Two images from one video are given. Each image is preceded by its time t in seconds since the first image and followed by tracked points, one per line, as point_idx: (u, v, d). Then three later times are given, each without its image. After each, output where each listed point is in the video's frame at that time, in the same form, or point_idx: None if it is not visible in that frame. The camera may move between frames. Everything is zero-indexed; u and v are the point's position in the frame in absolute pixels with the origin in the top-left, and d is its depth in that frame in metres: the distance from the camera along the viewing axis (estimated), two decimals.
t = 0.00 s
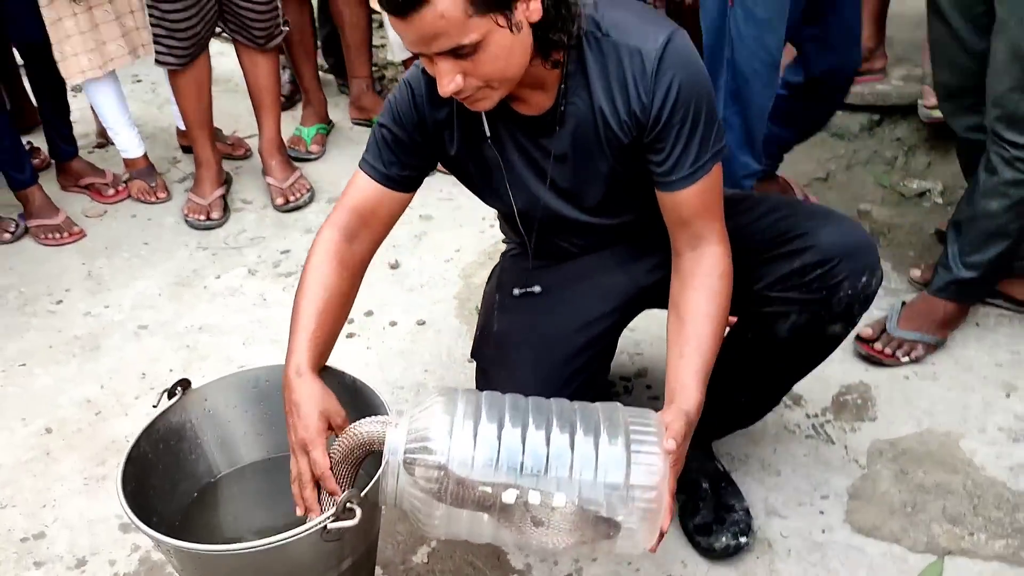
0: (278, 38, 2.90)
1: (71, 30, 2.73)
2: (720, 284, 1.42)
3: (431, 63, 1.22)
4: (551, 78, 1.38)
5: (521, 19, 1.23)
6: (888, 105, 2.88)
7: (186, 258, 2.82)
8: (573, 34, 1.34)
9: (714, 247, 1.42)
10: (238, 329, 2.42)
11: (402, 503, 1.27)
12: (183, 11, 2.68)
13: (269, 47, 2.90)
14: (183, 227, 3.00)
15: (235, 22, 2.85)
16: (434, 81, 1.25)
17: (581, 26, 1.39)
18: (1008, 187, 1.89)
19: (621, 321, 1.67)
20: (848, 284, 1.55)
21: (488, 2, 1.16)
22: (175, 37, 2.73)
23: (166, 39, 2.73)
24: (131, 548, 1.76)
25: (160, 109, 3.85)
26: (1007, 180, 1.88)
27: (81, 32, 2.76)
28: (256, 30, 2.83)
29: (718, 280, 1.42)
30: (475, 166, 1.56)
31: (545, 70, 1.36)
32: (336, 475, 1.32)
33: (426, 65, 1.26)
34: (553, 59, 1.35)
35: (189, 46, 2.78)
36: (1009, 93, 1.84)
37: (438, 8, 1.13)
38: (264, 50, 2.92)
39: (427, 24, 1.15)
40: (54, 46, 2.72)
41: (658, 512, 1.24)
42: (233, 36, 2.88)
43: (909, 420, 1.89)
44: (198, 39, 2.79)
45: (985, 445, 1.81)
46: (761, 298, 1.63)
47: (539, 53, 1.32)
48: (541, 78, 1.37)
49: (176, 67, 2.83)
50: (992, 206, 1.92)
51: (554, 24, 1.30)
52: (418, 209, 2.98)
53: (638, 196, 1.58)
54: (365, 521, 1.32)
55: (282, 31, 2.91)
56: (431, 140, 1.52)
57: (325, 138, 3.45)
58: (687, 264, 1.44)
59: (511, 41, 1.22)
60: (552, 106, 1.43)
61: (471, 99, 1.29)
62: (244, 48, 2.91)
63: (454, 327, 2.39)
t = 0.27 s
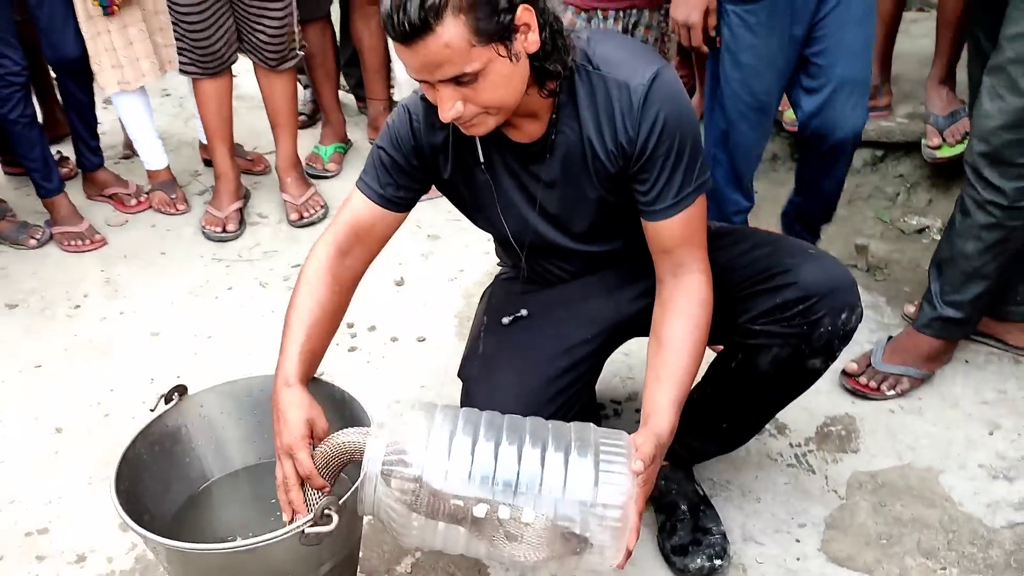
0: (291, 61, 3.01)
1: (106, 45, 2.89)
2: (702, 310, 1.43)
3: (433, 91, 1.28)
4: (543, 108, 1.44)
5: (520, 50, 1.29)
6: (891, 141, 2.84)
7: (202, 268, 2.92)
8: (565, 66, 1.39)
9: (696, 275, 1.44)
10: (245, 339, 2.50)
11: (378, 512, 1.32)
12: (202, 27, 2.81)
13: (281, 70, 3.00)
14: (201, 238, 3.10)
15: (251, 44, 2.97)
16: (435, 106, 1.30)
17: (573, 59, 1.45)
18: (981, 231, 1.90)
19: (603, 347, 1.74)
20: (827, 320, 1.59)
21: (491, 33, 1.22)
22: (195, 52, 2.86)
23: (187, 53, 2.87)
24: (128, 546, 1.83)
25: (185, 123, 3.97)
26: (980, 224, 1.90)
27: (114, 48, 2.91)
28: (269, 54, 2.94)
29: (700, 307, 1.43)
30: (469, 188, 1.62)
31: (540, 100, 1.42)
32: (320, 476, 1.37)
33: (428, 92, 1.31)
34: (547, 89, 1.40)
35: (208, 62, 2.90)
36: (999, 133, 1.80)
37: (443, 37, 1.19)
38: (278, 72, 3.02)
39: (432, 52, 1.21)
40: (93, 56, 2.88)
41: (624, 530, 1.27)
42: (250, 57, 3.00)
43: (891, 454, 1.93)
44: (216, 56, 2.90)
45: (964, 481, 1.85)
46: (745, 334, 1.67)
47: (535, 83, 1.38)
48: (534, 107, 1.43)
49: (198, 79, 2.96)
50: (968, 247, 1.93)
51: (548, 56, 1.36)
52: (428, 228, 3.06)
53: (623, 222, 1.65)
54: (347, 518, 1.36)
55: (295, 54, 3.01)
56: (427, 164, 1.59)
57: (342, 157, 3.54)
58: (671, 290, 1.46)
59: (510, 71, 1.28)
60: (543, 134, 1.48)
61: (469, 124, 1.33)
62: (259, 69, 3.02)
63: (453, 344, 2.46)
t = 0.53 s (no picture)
0: (303, 56, 3.05)
1: (126, 35, 2.96)
2: (701, 301, 1.46)
3: (439, 87, 1.32)
4: (547, 104, 1.47)
5: (524, 48, 1.32)
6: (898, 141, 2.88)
7: (214, 256, 2.96)
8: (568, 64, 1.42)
9: (696, 267, 1.47)
10: (256, 325, 2.54)
11: (383, 490, 1.35)
12: (216, 19, 2.86)
13: (293, 63, 3.04)
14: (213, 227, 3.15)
15: (265, 37, 3.01)
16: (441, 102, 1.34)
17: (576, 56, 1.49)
18: (978, 249, 1.84)
19: (604, 339, 1.78)
20: (827, 311, 1.62)
21: (496, 32, 1.26)
22: (209, 44, 2.91)
23: (201, 45, 2.91)
24: (139, 524, 1.88)
25: (200, 113, 4.03)
26: (973, 243, 1.85)
27: (133, 39, 2.98)
28: (282, 48, 2.98)
29: (700, 298, 1.46)
30: (473, 181, 1.66)
31: (543, 97, 1.45)
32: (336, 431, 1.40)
33: (434, 90, 1.34)
34: (550, 85, 1.44)
35: (222, 54, 2.94)
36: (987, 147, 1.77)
37: (447, 37, 1.23)
38: (291, 66, 3.06)
39: (437, 51, 1.24)
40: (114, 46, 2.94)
41: (620, 512, 1.30)
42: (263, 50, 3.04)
43: (888, 449, 1.96)
44: (230, 48, 2.95)
45: (959, 476, 1.88)
46: (745, 326, 1.70)
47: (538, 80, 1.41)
48: (537, 104, 1.46)
49: (213, 72, 3.01)
50: (972, 270, 1.87)
51: (551, 54, 1.40)
52: (436, 221, 3.10)
53: (624, 217, 1.68)
54: (349, 504, 1.41)
55: (308, 49, 3.06)
56: (432, 157, 1.63)
57: (354, 149, 3.58)
58: (671, 281, 1.49)
59: (515, 69, 1.31)
60: (546, 128, 1.52)
61: (475, 120, 1.36)
62: (272, 62, 3.06)
63: (459, 335, 2.50)
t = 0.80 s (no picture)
0: (310, 57, 3.09)
1: (136, 37, 2.98)
2: (701, 300, 1.50)
3: (449, 92, 1.36)
4: (553, 108, 1.51)
5: (532, 53, 1.36)
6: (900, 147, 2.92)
7: (221, 252, 3.00)
8: (574, 69, 1.46)
9: (697, 266, 1.52)
10: (263, 321, 2.58)
11: (393, 481, 1.39)
12: (225, 19, 2.89)
13: (300, 64, 3.08)
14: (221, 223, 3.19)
15: (273, 38, 3.05)
16: (451, 106, 1.38)
17: (582, 61, 1.52)
18: (1014, 294, 1.74)
19: (607, 338, 1.82)
20: (823, 312, 1.66)
21: (505, 37, 1.30)
22: (218, 44, 2.95)
23: (210, 44, 2.95)
24: (150, 514, 1.92)
25: (207, 111, 4.06)
26: (1011, 288, 1.75)
27: (144, 39, 3.00)
28: (290, 49, 3.02)
29: (701, 298, 1.50)
30: (479, 182, 1.70)
31: (550, 100, 1.49)
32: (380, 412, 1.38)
33: (444, 94, 1.38)
34: (557, 89, 1.48)
35: (230, 53, 2.98)
36: (1003, 183, 1.73)
37: (458, 42, 1.26)
38: (298, 67, 3.10)
39: (449, 57, 1.28)
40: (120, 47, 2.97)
41: (624, 504, 1.33)
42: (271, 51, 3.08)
43: (884, 448, 2.00)
44: (238, 48, 2.98)
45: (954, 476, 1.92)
46: (743, 327, 1.74)
47: (545, 84, 1.45)
48: (544, 107, 1.50)
49: (222, 70, 3.05)
50: (1006, 317, 1.76)
51: (558, 59, 1.43)
52: (441, 220, 3.14)
53: (626, 218, 1.72)
54: (361, 493, 1.45)
55: (315, 51, 3.09)
56: (439, 158, 1.67)
57: (359, 148, 3.62)
58: (673, 281, 1.53)
59: (523, 73, 1.35)
60: (552, 131, 1.56)
61: (484, 123, 1.40)
62: (280, 63, 3.10)
63: (463, 332, 2.54)
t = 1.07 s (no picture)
0: (306, 62, 3.12)
1: (135, 40, 3.02)
2: (696, 306, 1.55)
3: (452, 104, 1.40)
4: (551, 120, 1.56)
5: (532, 66, 1.41)
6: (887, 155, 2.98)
7: (220, 252, 3.03)
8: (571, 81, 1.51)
9: (691, 273, 1.57)
10: (262, 321, 2.62)
11: (396, 480, 1.42)
12: (223, 22, 2.92)
13: (296, 69, 3.11)
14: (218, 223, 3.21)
15: (270, 43, 3.08)
16: (453, 117, 1.43)
17: (578, 74, 1.57)
18: (1005, 310, 1.78)
19: (603, 340, 1.87)
20: (814, 316, 1.72)
21: (507, 51, 1.35)
22: (215, 47, 2.97)
23: (208, 47, 2.98)
24: (154, 510, 1.95)
25: (203, 112, 4.09)
26: (1001, 302, 1.79)
27: (144, 42, 3.03)
28: (286, 53, 3.05)
29: (695, 303, 1.55)
30: (477, 192, 1.74)
31: (548, 112, 1.53)
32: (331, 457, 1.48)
33: (445, 105, 1.43)
34: (555, 102, 1.53)
35: (227, 56, 3.01)
36: (999, 205, 1.75)
37: (461, 56, 1.31)
38: (295, 71, 3.13)
39: (452, 71, 1.33)
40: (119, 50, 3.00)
41: (622, 502, 1.39)
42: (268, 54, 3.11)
43: (870, 448, 2.06)
44: (236, 51, 3.01)
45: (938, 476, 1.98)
46: (736, 331, 1.80)
47: (544, 96, 1.49)
48: (542, 119, 1.54)
49: (219, 73, 3.07)
50: (997, 327, 1.80)
51: (556, 72, 1.48)
52: (437, 222, 3.18)
53: (622, 226, 1.77)
54: (366, 490, 1.50)
55: (311, 56, 3.13)
56: (438, 170, 1.71)
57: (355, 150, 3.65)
58: (668, 287, 1.58)
59: (523, 85, 1.40)
60: (550, 143, 1.60)
61: (484, 135, 1.44)
62: (278, 66, 3.13)
63: (460, 333, 2.59)
